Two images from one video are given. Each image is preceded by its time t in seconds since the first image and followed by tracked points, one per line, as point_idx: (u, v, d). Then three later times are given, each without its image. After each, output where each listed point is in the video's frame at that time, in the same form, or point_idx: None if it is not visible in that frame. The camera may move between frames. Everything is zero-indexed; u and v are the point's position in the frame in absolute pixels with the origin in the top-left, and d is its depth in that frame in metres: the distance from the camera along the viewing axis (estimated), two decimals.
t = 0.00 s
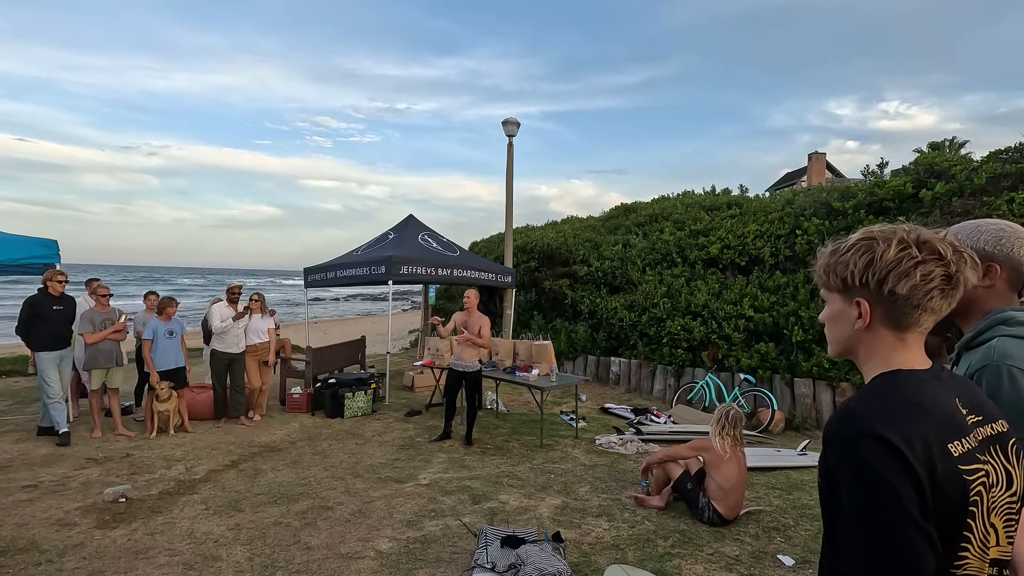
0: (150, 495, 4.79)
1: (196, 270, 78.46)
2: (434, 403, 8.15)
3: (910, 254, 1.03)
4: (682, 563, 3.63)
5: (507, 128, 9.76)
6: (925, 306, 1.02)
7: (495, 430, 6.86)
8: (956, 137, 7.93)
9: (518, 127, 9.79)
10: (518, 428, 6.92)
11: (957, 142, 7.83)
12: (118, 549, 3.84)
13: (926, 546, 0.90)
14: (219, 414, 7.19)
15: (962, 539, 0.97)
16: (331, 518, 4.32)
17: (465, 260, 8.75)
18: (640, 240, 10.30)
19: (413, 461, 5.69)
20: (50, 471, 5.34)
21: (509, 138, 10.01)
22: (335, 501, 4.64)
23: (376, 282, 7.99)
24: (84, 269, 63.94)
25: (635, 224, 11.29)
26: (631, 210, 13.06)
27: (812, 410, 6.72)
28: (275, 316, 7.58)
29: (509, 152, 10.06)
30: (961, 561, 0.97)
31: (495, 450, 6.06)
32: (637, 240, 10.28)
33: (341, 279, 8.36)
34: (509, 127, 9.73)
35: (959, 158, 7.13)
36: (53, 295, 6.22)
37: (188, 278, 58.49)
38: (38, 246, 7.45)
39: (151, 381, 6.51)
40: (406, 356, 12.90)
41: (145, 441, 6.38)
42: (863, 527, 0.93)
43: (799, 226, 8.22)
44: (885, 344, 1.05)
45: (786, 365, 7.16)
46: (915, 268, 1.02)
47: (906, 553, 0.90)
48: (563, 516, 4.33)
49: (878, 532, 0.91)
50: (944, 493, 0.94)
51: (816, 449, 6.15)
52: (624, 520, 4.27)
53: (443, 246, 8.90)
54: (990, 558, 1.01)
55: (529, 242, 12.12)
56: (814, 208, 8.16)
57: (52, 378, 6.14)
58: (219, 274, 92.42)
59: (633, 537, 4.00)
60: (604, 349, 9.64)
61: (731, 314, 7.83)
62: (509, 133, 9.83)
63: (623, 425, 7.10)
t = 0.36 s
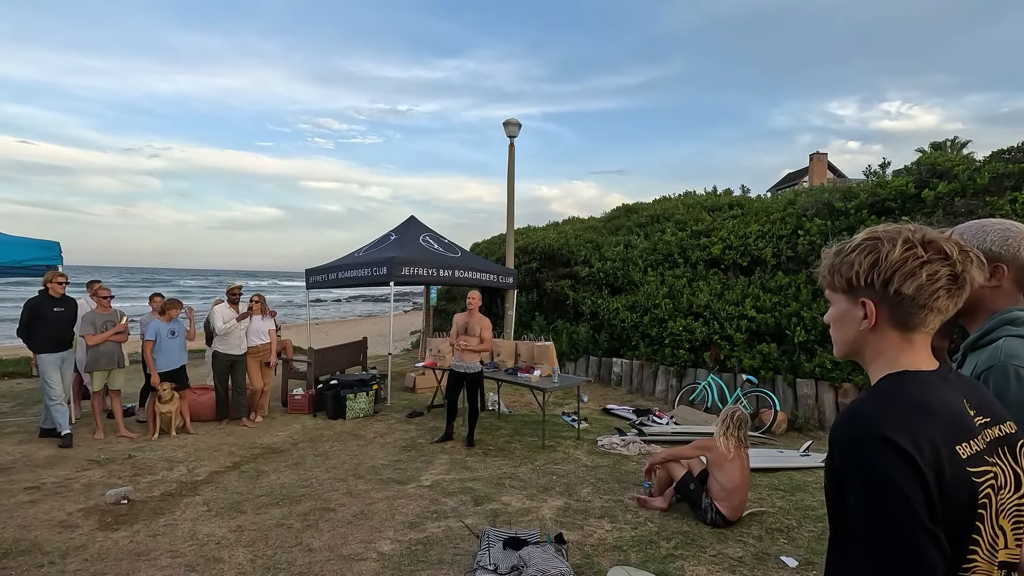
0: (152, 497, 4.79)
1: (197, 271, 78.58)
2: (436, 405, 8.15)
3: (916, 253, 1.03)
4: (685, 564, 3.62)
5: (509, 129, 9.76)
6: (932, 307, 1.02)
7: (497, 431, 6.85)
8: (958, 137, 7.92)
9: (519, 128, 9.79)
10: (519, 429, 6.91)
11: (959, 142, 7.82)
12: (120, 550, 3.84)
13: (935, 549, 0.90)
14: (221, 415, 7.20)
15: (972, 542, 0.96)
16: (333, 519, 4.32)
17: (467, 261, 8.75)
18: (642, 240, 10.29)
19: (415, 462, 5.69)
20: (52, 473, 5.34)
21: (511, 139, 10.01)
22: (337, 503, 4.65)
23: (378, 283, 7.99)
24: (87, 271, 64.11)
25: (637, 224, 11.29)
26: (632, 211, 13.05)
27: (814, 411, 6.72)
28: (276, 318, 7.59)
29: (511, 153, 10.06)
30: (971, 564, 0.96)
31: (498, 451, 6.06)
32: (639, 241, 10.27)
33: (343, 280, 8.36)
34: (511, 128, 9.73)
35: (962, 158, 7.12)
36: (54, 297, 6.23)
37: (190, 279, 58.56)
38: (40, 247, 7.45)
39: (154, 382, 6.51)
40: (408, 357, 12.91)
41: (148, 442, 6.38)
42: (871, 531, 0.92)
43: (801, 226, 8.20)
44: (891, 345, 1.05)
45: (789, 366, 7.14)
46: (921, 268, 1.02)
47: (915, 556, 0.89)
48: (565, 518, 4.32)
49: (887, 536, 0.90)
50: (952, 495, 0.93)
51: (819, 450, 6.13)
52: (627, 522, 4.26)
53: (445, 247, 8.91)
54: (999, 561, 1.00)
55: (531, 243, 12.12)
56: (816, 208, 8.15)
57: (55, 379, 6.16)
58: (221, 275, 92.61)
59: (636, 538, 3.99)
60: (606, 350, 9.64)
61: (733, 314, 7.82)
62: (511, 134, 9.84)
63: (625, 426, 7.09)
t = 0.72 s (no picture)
0: (155, 498, 4.80)
1: (199, 272, 78.70)
2: (438, 405, 8.14)
3: (924, 253, 1.03)
4: (688, 566, 3.62)
5: (510, 130, 9.76)
6: (940, 306, 1.01)
7: (499, 432, 6.85)
8: (961, 136, 7.90)
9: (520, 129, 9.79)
10: (521, 430, 6.90)
11: (961, 142, 7.80)
12: (122, 551, 3.85)
13: (942, 549, 0.89)
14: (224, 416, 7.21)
15: (979, 542, 0.96)
16: (335, 520, 4.32)
17: (469, 262, 8.75)
18: (643, 241, 10.29)
19: (417, 463, 5.69)
20: (55, 474, 5.35)
21: (512, 139, 10.01)
22: (339, 503, 4.65)
23: (380, 284, 7.99)
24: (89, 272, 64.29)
25: (638, 225, 11.28)
26: (633, 212, 13.05)
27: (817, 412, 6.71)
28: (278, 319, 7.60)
29: (512, 154, 10.07)
30: (977, 565, 0.96)
31: (500, 452, 6.05)
32: (641, 241, 10.26)
33: (345, 281, 8.37)
34: (512, 129, 9.73)
35: (964, 159, 7.10)
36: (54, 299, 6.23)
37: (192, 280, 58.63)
38: (42, 248, 7.46)
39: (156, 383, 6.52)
40: (409, 358, 12.91)
41: (150, 443, 6.39)
42: (876, 531, 0.92)
43: (803, 227, 8.19)
44: (898, 345, 1.04)
45: (791, 366, 7.13)
46: (930, 268, 1.01)
47: (921, 557, 0.89)
48: (568, 519, 4.31)
49: (892, 536, 0.90)
50: (959, 495, 0.93)
51: (821, 451, 6.12)
52: (629, 523, 4.26)
53: (447, 248, 8.91)
54: (1006, 562, 1.00)
55: (532, 243, 12.12)
56: (818, 208, 8.14)
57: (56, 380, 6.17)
58: (223, 276, 92.71)
59: (638, 539, 3.98)
60: (608, 351, 9.63)
61: (735, 314, 7.81)
62: (512, 135, 9.84)
63: (627, 427, 7.08)
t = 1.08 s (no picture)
0: (156, 498, 4.80)
1: (201, 273, 78.84)
2: (439, 406, 8.15)
3: (944, 254, 1.03)
4: (690, 566, 3.61)
5: (512, 131, 9.76)
6: (955, 307, 1.03)
7: (500, 432, 6.85)
8: (963, 137, 7.88)
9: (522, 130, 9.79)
10: (523, 431, 6.90)
11: (963, 143, 7.78)
12: (124, 551, 3.85)
13: (950, 549, 0.89)
14: (225, 417, 7.22)
15: (985, 542, 0.96)
16: (337, 521, 4.32)
17: (470, 263, 8.76)
18: (645, 242, 10.28)
19: (418, 464, 5.69)
20: (57, 474, 5.35)
21: (513, 140, 10.01)
22: (340, 504, 4.65)
23: (381, 285, 7.99)
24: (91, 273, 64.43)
25: (640, 225, 11.27)
26: (634, 212, 13.04)
27: (819, 412, 6.69)
28: (279, 319, 7.60)
29: (513, 155, 10.08)
30: (982, 565, 0.96)
31: (501, 453, 6.05)
32: (642, 242, 10.26)
33: (346, 282, 8.37)
34: (513, 129, 9.72)
35: (967, 159, 7.09)
36: (55, 299, 6.24)
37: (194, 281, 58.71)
38: (45, 249, 7.48)
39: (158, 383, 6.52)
40: (410, 359, 12.91)
41: (152, 444, 6.39)
42: (883, 531, 0.92)
43: (805, 227, 8.19)
44: (912, 346, 1.04)
45: (793, 367, 7.13)
46: (949, 269, 1.02)
47: (929, 558, 0.88)
48: (569, 520, 4.31)
49: (899, 536, 0.90)
50: (966, 496, 0.93)
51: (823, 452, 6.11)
52: (631, 524, 4.25)
53: (448, 249, 8.91)
54: (1013, 563, 0.99)
55: (534, 244, 12.13)
56: (820, 209, 8.13)
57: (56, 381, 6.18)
58: (225, 277, 92.88)
59: (640, 540, 3.98)
60: (609, 352, 9.62)
61: (737, 315, 7.80)
62: (513, 135, 9.84)
63: (628, 428, 7.08)
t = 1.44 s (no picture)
0: (158, 498, 4.80)
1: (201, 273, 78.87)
2: (439, 406, 8.14)
3: (954, 254, 1.04)
4: (691, 566, 3.61)
5: (512, 131, 9.77)
6: (961, 307, 1.04)
7: (501, 432, 6.85)
8: (963, 137, 7.88)
9: (522, 130, 9.79)
10: (523, 431, 6.90)
11: (964, 143, 7.78)
12: (126, 551, 3.85)
13: (961, 548, 0.89)
14: (226, 416, 7.22)
15: (992, 540, 0.96)
16: (337, 520, 4.32)
17: (471, 263, 8.76)
18: (645, 241, 10.28)
19: (419, 464, 5.69)
20: (58, 473, 5.35)
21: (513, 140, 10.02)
22: (341, 504, 4.65)
23: (382, 285, 7.99)
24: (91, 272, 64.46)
25: (640, 225, 11.27)
26: (635, 212, 13.04)
27: (819, 413, 6.69)
28: (280, 319, 7.60)
29: (514, 155, 10.07)
30: (989, 563, 0.96)
31: (502, 452, 6.05)
32: (642, 242, 10.26)
33: (347, 282, 8.37)
34: (514, 129, 9.72)
35: (967, 159, 7.08)
36: (54, 299, 6.24)
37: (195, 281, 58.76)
38: (46, 248, 7.48)
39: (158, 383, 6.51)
40: (411, 359, 12.91)
41: (153, 443, 6.40)
42: (893, 531, 0.91)
43: (805, 228, 8.19)
44: (920, 346, 1.05)
45: (793, 367, 7.13)
46: (959, 269, 1.03)
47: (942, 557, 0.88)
48: (570, 519, 4.31)
49: (911, 535, 0.90)
50: (976, 493, 0.93)
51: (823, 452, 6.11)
52: (632, 524, 4.25)
53: (449, 249, 8.91)
54: (1018, 560, 0.99)
55: (534, 244, 12.13)
56: (821, 209, 8.13)
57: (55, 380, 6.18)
58: (225, 277, 92.88)
59: (641, 540, 3.98)
60: (609, 352, 9.61)
61: (738, 315, 7.80)
62: (514, 136, 9.84)
63: (629, 427, 7.08)
